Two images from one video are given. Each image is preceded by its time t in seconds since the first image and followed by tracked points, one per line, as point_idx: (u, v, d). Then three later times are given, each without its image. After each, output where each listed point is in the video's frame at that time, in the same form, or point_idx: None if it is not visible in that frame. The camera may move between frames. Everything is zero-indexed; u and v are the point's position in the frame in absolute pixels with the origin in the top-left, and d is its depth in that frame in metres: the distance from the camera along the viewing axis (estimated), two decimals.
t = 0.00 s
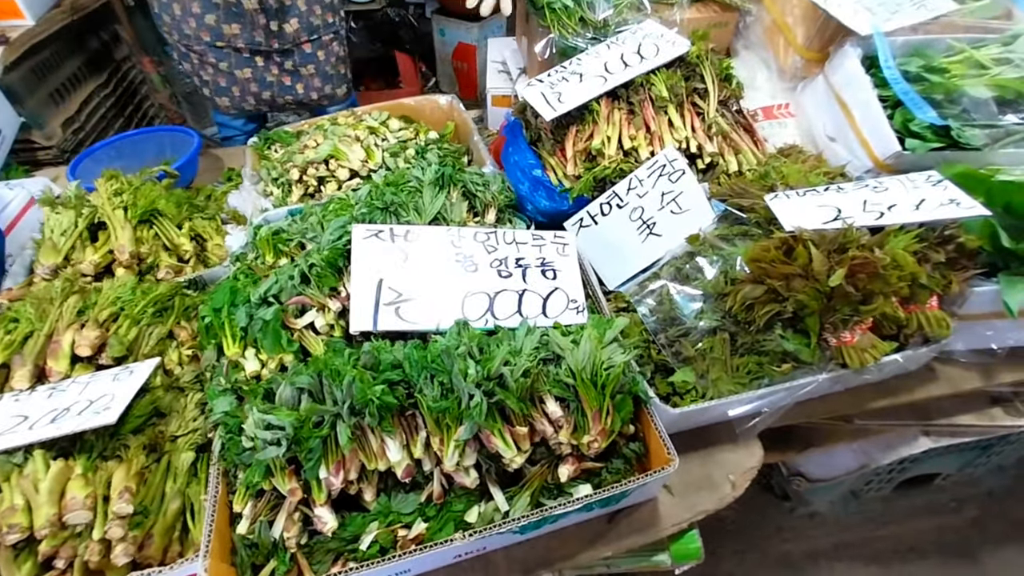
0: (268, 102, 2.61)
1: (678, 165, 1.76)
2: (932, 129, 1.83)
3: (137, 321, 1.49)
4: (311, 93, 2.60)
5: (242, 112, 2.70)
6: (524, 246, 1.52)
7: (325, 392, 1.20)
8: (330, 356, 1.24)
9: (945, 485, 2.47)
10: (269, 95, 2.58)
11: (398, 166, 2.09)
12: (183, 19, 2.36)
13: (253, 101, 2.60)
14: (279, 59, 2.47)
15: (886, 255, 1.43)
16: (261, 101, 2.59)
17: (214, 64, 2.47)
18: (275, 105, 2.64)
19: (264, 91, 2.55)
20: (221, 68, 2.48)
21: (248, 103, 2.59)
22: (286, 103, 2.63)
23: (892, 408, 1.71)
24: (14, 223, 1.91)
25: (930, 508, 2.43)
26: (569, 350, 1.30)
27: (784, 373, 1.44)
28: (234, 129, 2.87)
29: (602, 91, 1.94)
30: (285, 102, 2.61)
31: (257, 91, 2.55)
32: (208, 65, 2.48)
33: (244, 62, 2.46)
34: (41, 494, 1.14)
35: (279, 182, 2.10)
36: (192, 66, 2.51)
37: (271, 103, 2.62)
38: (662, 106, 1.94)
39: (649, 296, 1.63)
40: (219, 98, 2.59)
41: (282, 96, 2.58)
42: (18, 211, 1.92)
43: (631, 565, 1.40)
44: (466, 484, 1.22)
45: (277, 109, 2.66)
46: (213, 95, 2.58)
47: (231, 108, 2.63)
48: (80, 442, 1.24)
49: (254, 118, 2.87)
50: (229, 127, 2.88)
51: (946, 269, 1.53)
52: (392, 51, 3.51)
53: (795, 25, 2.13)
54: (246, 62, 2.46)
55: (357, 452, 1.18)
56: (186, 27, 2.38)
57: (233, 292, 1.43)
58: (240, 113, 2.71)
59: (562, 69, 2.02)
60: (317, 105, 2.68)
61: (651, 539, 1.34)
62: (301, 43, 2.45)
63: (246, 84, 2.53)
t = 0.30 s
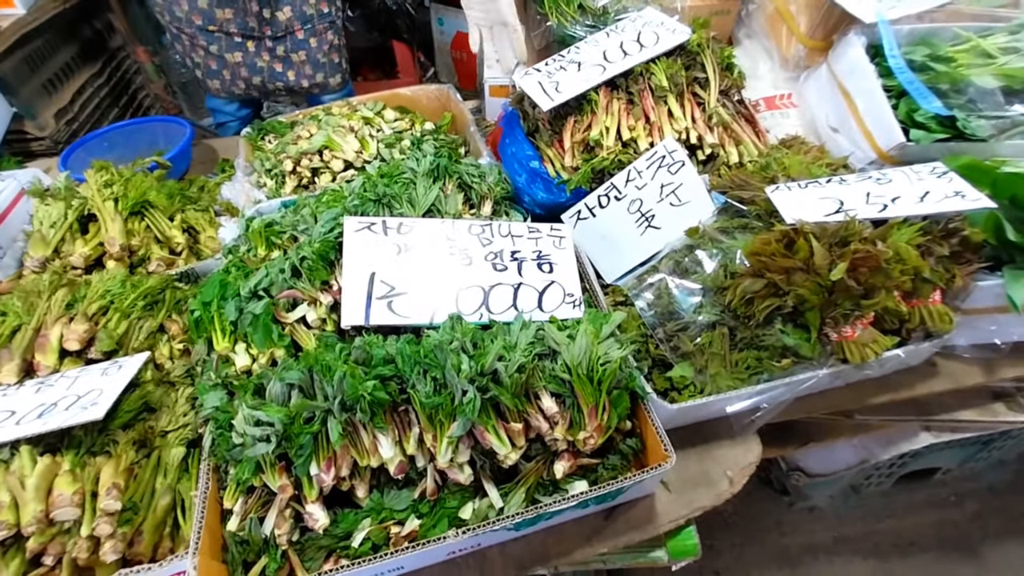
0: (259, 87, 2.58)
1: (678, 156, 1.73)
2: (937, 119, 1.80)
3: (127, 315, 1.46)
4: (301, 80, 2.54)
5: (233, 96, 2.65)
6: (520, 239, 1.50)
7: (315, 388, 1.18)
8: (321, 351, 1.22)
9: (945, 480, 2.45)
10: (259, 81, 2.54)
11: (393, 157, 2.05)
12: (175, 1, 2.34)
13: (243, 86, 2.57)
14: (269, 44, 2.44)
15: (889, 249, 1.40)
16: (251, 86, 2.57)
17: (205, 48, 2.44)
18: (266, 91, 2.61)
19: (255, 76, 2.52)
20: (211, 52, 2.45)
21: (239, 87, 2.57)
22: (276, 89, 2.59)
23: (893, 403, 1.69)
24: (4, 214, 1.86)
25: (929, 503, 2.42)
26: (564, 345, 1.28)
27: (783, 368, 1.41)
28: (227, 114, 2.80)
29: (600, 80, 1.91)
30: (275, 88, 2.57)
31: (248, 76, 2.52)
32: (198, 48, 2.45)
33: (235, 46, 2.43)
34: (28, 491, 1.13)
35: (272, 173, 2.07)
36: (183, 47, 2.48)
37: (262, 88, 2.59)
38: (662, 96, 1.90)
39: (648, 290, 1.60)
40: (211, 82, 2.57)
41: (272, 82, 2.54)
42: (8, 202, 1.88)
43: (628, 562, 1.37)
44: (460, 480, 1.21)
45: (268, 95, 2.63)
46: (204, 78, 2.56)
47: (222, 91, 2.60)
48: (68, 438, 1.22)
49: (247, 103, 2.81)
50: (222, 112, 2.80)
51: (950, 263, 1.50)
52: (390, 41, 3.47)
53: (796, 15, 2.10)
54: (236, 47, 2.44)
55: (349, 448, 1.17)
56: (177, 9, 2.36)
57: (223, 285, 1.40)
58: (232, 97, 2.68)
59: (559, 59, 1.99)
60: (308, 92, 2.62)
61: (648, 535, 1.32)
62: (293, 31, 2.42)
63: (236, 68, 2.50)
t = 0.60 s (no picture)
0: (270, 76, 2.56)
1: (683, 149, 1.70)
2: (948, 113, 1.76)
3: (126, 308, 1.45)
4: (314, 71, 2.54)
5: (244, 82, 2.65)
6: (522, 234, 1.48)
7: (314, 384, 1.17)
8: (320, 347, 1.21)
9: (947, 477, 2.44)
10: (271, 69, 2.52)
11: (394, 149, 2.02)
12: None
13: (255, 73, 2.55)
14: (285, 34, 2.41)
15: (898, 245, 1.37)
16: (262, 74, 2.54)
17: (219, 32, 2.41)
18: (276, 80, 2.58)
19: (267, 64, 2.50)
20: (225, 37, 2.43)
21: (250, 74, 2.54)
22: (287, 79, 2.57)
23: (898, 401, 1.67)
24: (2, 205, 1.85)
25: (931, 500, 2.41)
26: (566, 342, 1.26)
27: (788, 366, 1.39)
28: (234, 101, 2.78)
29: (604, 54, 1.85)
30: (287, 78, 2.56)
31: (260, 64, 2.50)
32: (212, 33, 2.42)
33: (249, 33, 2.40)
34: (26, 485, 1.12)
35: (272, 165, 2.04)
36: (196, 30, 2.46)
37: (273, 77, 2.56)
38: (667, 88, 1.86)
39: (651, 285, 1.58)
40: (222, 67, 2.56)
41: (284, 71, 2.52)
42: (7, 193, 1.86)
43: (628, 559, 1.36)
44: (460, 477, 1.20)
45: (278, 83, 2.61)
46: (216, 63, 2.54)
47: (234, 76, 2.59)
48: (65, 432, 1.21)
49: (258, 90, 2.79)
50: (229, 99, 2.78)
51: (958, 260, 1.48)
52: (392, 31, 3.43)
53: (806, 3, 2.05)
54: (252, 33, 2.40)
55: (348, 445, 1.16)
56: None
57: (222, 279, 1.38)
58: (242, 83, 2.66)
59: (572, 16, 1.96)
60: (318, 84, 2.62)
61: (649, 533, 1.31)
62: (309, 20, 2.39)
63: (248, 55, 2.48)
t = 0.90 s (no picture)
0: (285, 73, 2.63)
1: (690, 147, 1.68)
2: (961, 111, 1.73)
3: (130, 304, 1.45)
4: (330, 67, 2.61)
5: (257, 79, 2.71)
6: (526, 231, 1.46)
7: (317, 381, 1.16)
8: (323, 344, 1.21)
9: (954, 478, 2.42)
10: (286, 66, 2.59)
11: (398, 145, 2.00)
12: None
13: (270, 70, 2.62)
14: (301, 29, 2.48)
15: (909, 245, 1.35)
16: (278, 71, 2.62)
17: (234, 29, 2.49)
18: (292, 77, 2.65)
19: (283, 60, 2.57)
20: (241, 33, 2.50)
21: (265, 71, 2.62)
22: (302, 75, 2.64)
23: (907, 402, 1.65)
24: (8, 202, 1.86)
25: (936, 500, 2.39)
26: (571, 341, 1.25)
27: (795, 366, 1.38)
28: (244, 98, 2.83)
29: (645, 40, 1.75)
30: (303, 75, 2.63)
31: (276, 60, 2.58)
32: (227, 29, 2.50)
33: (265, 29, 2.48)
34: (30, 481, 1.12)
35: (276, 160, 2.04)
36: (210, 28, 2.52)
37: (288, 74, 2.63)
38: (675, 84, 1.84)
39: (657, 283, 1.57)
40: (237, 64, 2.62)
41: (300, 67, 2.60)
42: (11, 189, 1.87)
43: (631, 559, 1.35)
44: (463, 476, 1.19)
45: (293, 80, 2.67)
46: (229, 60, 2.61)
47: (248, 73, 2.65)
48: (70, 428, 1.21)
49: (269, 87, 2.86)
50: (239, 96, 2.83)
51: (970, 260, 1.46)
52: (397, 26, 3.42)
53: None
54: (268, 30, 2.49)
55: (350, 443, 1.15)
56: None
57: (225, 275, 1.38)
58: (255, 81, 2.73)
59: None
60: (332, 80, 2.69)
61: (652, 533, 1.30)
62: (325, 16, 2.47)
63: (264, 52, 2.55)
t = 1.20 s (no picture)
0: (298, 71, 2.64)
1: (698, 145, 1.67)
2: (972, 111, 1.71)
3: (139, 299, 1.46)
4: (342, 65, 2.64)
5: (269, 78, 2.73)
6: (534, 229, 1.46)
7: (325, 377, 1.16)
8: (331, 341, 1.21)
9: (960, 479, 2.40)
10: (299, 64, 2.61)
11: (405, 142, 2.00)
12: None
13: (282, 68, 2.64)
14: (314, 28, 2.49)
15: (919, 246, 1.34)
16: (290, 69, 2.64)
17: (248, 28, 2.51)
18: (305, 75, 2.67)
19: (295, 59, 2.59)
20: (254, 31, 2.52)
21: (278, 69, 2.63)
22: (315, 74, 2.66)
23: (915, 403, 1.64)
24: (17, 197, 1.87)
25: (943, 501, 2.38)
26: (578, 339, 1.25)
27: (803, 367, 1.37)
28: (253, 96, 2.84)
29: (648, 58, 1.81)
30: (316, 73, 2.64)
31: (289, 59, 2.59)
32: (240, 28, 2.52)
33: (279, 27, 2.49)
34: (41, 473, 1.13)
35: (284, 157, 2.05)
36: (223, 25, 2.54)
37: (300, 73, 2.65)
38: (683, 82, 1.83)
39: (664, 282, 1.56)
40: (250, 62, 2.65)
41: (312, 66, 2.61)
42: (21, 184, 1.89)
43: (636, 557, 1.35)
44: (470, 473, 1.19)
45: (305, 79, 2.69)
46: (242, 58, 2.63)
47: (261, 71, 2.68)
48: (80, 422, 1.22)
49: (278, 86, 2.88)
50: (248, 94, 2.84)
51: (980, 261, 1.45)
52: (404, 23, 3.44)
53: None
54: (281, 29, 2.50)
55: (358, 439, 1.15)
56: None
57: (234, 271, 1.39)
58: (268, 79, 2.75)
59: (617, 31, 1.92)
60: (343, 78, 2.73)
61: (658, 532, 1.30)
62: (338, 14, 2.48)
63: (277, 51, 2.56)
